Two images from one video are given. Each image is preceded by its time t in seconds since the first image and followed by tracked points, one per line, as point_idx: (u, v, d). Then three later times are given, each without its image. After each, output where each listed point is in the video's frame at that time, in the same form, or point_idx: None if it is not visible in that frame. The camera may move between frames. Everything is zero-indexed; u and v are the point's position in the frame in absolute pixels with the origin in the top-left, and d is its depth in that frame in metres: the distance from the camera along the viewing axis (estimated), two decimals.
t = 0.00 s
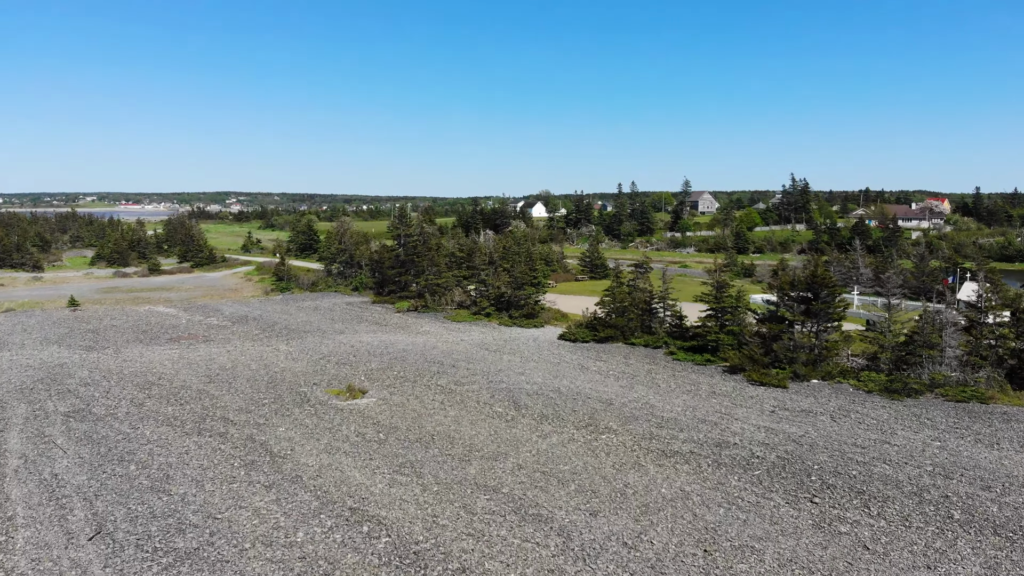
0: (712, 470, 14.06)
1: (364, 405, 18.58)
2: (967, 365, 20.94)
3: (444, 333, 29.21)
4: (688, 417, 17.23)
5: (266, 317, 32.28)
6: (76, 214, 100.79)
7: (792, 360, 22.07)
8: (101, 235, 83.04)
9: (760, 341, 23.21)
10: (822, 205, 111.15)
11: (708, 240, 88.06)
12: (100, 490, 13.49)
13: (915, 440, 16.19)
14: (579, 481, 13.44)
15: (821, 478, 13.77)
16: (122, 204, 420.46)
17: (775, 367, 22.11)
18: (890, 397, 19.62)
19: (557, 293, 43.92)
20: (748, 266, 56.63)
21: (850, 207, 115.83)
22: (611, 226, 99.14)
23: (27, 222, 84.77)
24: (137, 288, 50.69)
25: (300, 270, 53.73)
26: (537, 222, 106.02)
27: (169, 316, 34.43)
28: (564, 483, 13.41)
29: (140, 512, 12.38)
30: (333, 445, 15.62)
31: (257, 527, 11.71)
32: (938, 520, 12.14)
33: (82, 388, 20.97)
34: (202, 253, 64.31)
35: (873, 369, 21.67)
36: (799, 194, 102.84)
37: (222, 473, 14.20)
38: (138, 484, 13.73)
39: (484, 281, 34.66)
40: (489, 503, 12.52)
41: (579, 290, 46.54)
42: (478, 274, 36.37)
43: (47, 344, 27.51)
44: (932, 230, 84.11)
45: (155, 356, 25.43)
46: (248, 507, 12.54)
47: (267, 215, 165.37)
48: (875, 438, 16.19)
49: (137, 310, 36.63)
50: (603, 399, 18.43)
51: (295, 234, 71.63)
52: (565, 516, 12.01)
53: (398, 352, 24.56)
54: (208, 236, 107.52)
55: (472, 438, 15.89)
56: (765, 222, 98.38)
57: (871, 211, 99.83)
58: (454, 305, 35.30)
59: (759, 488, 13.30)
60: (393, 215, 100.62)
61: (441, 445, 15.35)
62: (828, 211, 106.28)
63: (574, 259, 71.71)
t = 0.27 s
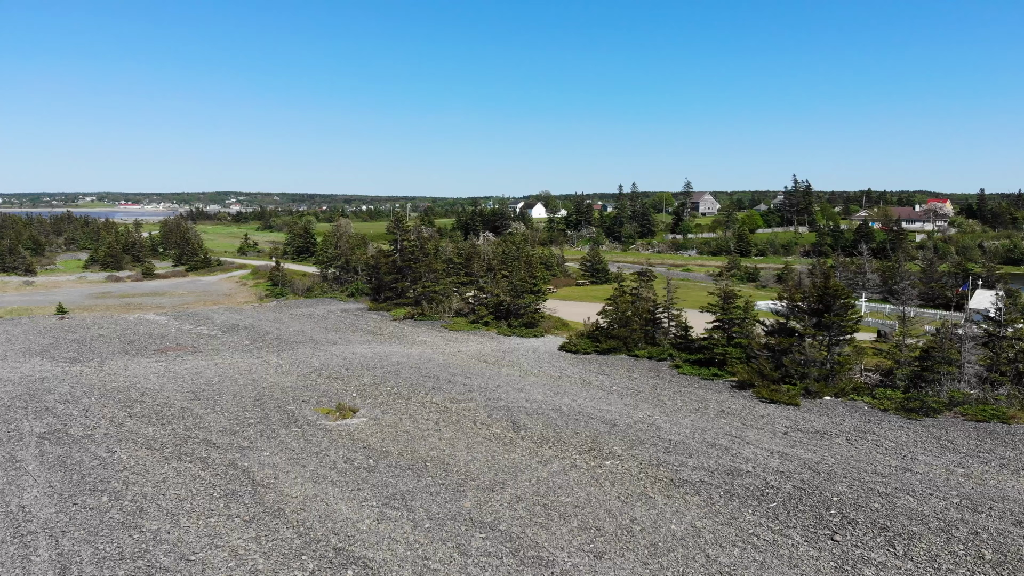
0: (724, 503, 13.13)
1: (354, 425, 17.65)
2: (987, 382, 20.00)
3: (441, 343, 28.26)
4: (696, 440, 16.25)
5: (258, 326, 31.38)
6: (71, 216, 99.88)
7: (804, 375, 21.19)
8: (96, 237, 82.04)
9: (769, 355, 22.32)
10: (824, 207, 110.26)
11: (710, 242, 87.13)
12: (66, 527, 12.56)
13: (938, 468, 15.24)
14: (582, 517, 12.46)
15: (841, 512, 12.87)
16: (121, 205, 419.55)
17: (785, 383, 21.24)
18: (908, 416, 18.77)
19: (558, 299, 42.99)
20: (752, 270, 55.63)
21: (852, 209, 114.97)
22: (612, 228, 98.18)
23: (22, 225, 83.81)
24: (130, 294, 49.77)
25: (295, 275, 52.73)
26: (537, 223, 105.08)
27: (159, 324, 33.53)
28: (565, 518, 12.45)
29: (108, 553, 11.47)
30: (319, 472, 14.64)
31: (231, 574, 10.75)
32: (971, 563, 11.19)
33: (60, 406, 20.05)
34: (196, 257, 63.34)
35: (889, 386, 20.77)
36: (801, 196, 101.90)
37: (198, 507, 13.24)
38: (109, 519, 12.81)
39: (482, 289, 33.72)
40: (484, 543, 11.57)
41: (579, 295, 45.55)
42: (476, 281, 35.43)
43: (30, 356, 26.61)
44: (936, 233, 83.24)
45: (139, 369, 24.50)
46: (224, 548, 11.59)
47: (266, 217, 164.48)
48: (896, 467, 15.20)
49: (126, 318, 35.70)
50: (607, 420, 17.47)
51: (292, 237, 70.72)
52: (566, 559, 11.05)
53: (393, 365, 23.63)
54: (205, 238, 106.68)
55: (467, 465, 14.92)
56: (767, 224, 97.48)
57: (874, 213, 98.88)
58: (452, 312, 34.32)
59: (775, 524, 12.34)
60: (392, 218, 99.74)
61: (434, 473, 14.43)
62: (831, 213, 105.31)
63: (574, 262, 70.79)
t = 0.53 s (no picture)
0: (738, 540, 12.20)
1: (343, 448, 16.71)
2: (1010, 401, 19.12)
3: (438, 353, 27.30)
4: (706, 466, 15.33)
5: (249, 336, 30.43)
6: (66, 218, 98.89)
7: (816, 392, 20.28)
8: (91, 240, 81.03)
9: (780, 370, 21.41)
10: (827, 208, 109.27)
11: (712, 245, 86.15)
12: (28, 568, 11.63)
13: (963, 497, 14.33)
14: (586, 558, 11.52)
15: (863, 550, 11.95)
16: (120, 205, 418.62)
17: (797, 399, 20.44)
18: (926, 437, 17.96)
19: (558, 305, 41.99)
20: (756, 275, 54.66)
21: (855, 210, 114.02)
22: (612, 230, 97.22)
23: (16, 227, 82.78)
24: (122, 299, 48.83)
25: (290, 280, 51.79)
26: (537, 225, 104.09)
27: (148, 333, 32.58)
28: (567, 559, 11.50)
29: None
30: (304, 504, 13.72)
31: None
32: None
33: (37, 426, 19.13)
34: (191, 260, 62.37)
35: (905, 405, 19.94)
36: (803, 197, 100.97)
37: (172, 544, 12.32)
38: (76, 558, 11.90)
39: (481, 297, 32.76)
40: None
41: (580, 301, 44.56)
42: (475, 288, 34.50)
43: (11, 368, 25.69)
44: (941, 235, 82.28)
45: (123, 384, 23.55)
46: None
47: (264, 218, 163.45)
48: (918, 497, 14.30)
49: (115, 327, 34.75)
50: (610, 443, 16.55)
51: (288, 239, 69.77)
52: None
53: (386, 379, 22.68)
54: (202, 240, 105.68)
55: (462, 495, 13.99)
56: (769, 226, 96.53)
57: (878, 215, 97.92)
58: (449, 321, 33.33)
59: (794, 565, 11.41)
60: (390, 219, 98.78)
61: (427, 505, 13.51)
62: (833, 215, 104.38)
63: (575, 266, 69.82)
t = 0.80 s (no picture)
0: None
1: (332, 474, 15.78)
2: None
3: (434, 365, 26.30)
4: (717, 495, 14.39)
5: (239, 346, 29.50)
6: (62, 220, 97.88)
7: (830, 410, 19.43)
8: (85, 242, 79.99)
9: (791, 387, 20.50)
10: (829, 210, 108.34)
11: (714, 247, 85.19)
12: None
13: (993, 531, 13.40)
14: None
15: None
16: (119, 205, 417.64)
17: (809, 418, 19.56)
18: (948, 461, 17.10)
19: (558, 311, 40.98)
20: (759, 279, 53.69)
21: (857, 212, 113.07)
22: (613, 232, 96.23)
23: (9, 229, 81.68)
24: (113, 304, 47.87)
25: (286, 284, 50.79)
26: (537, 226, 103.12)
27: (137, 342, 31.63)
28: None
29: None
30: (287, 539, 12.80)
31: None
32: None
33: (11, 447, 18.18)
34: (185, 264, 61.36)
35: (924, 425, 19.04)
36: (806, 198, 100.03)
37: None
38: None
39: (479, 305, 31.77)
40: None
41: (581, 306, 43.55)
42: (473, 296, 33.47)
43: None
44: (945, 238, 81.32)
45: (106, 399, 22.59)
46: None
47: (263, 219, 162.43)
48: (945, 531, 13.37)
49: (102, 335, 33.81)
50: (615, 468, 15.62)
51: (284, 241, 68.76)
52: None
53: (380, 394, 21.77)
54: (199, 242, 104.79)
55: (456, 529, 13.04)
56: (771, 228, 95.57)
57: (881, 217, 96.97)
58: (447, 329, 32.32)
59: None
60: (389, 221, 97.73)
61: (419, 541, 12.58)
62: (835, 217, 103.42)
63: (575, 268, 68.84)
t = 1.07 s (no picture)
0: None
1: (318, 503, 14.84)
2: None
3: (430, 378, 25.36)
4: (729, 529, 13.45)
5: (230, 358, 28.57)
6: (57, 222, 97.00)
7: (845, 431, 18.57)
8: (80, 245, 79.06)
9: (804, 405, 19.64)
10: (831, 212, 107.41)
11: (715, 249, 84.27)
12: None
13: None
14: None
15: None
16: (119, 206, 416.55)
17: (823, 439, 18.67)
18: (972, 487, 16.24)
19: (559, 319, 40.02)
20: (763, 284, 52.75)
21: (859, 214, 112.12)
22: (613, 235, 95.28)
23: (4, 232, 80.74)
24: (104, 311, 46.96)
25: (281, 289, 49.83)
26: (537, 229, 102.20)
27: (125, 353, 30.72)
28: None
29: None
30: None
31: None
32: None
33: None
34: (180, 268, 60.43)
35: (944, 448, 18.14)
36: (808, 201, 99.14)
37: None
38: None
39: (477, 314, 30.78)
40: None
41: (582, 313, 42.57)
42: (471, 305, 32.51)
43: None
44: (950, 241, 80.40)
45: (87, 417, 21.65)
46: None
47: (262, 220, 161.56)
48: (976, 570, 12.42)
49: (90, 345, 32.87)
50: (620, 498, 14.68)
51: (281, 245, 67.79)
52: None
53: (372, 411, 20.85)
54: (197, 245, 103.88)
55: (450, 569, 12.08)
56: (773, 231, 94.63)
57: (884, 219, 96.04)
58: (444, 339, 31.35)
59: None
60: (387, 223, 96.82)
61: None
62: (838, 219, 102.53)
63: (575, 272, 67.87)
